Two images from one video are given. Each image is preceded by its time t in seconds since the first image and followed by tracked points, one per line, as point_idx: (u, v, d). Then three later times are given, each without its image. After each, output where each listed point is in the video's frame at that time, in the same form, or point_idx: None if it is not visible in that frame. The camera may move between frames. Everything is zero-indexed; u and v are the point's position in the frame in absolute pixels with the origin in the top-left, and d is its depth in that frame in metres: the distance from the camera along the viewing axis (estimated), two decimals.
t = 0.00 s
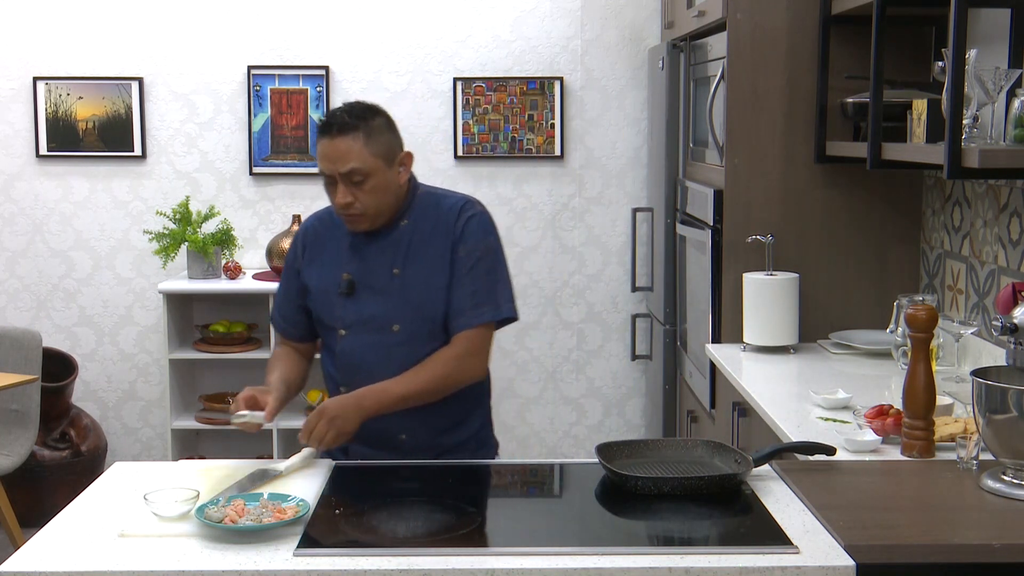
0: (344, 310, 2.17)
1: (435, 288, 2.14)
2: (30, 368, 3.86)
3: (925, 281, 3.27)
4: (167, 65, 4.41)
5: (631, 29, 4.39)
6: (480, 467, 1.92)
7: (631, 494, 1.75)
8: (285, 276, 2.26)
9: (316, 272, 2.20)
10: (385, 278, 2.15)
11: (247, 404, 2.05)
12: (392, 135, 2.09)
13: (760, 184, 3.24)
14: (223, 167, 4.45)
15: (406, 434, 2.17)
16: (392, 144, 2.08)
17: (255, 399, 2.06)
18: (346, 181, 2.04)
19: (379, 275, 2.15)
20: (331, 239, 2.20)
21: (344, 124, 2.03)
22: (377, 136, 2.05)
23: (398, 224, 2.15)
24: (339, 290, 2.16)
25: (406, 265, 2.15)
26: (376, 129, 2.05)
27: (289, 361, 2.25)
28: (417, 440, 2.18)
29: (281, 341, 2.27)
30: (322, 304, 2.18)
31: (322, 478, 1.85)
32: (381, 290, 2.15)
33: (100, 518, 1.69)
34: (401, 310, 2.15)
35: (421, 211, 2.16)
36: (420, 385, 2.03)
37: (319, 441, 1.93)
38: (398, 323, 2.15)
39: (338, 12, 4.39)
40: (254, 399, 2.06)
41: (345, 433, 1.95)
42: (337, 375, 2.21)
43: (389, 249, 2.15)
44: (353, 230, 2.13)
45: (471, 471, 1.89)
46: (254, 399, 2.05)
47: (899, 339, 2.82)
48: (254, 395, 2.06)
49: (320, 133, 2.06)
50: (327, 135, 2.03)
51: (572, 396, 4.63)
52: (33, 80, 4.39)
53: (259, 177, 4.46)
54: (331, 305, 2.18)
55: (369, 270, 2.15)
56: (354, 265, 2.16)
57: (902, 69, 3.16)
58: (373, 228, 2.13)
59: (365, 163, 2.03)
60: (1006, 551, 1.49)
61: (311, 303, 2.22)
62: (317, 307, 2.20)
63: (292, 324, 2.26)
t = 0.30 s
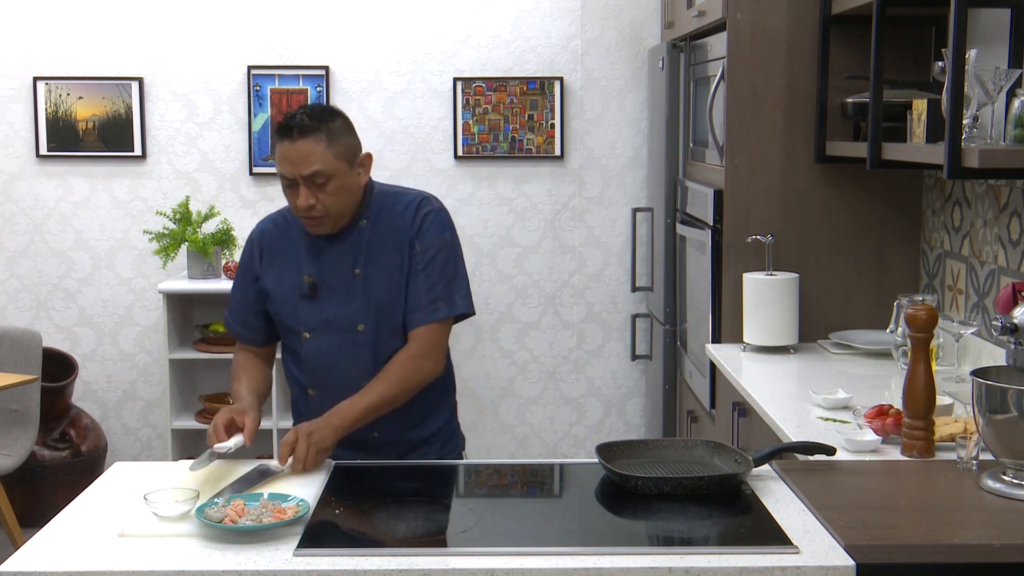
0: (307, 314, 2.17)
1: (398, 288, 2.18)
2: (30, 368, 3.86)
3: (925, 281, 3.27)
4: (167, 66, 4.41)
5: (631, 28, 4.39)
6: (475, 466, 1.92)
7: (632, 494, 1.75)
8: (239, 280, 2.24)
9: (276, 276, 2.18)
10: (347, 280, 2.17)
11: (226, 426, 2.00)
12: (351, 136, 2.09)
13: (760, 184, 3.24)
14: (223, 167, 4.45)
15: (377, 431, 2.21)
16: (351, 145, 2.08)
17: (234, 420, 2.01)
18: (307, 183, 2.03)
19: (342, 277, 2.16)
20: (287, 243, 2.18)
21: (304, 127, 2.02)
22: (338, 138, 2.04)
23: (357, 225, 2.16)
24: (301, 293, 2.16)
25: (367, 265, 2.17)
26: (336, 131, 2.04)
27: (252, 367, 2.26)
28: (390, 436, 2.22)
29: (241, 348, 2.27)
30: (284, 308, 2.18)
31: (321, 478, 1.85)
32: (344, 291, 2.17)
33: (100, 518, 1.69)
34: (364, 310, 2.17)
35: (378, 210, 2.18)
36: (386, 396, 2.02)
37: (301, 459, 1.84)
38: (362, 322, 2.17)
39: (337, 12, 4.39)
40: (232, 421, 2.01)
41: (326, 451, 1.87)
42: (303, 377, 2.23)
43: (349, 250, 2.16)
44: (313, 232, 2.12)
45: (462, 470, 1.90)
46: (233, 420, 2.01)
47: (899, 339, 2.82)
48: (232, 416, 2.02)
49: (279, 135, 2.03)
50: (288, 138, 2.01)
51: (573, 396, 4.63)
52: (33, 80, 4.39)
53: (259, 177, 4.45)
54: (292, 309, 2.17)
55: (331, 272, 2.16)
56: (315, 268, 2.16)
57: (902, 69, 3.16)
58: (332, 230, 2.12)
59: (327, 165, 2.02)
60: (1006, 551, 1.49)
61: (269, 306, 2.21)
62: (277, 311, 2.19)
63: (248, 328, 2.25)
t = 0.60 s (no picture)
0: (306, 313, 2.17)
1: (398, 280, 2.19)
2: (30, 368, 3.86)
3: (925, 281, 3.27)
4: (167, 65, 4.41)
5: (631, 29, 4.39)
6: (475, 466, 1.92)
7: (632, 494, 1.75)
8: (226, 286, 2.22)
9: (270, 278, 2.18)
10: (346, 276, 2.17)
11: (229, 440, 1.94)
12: (345, 130, 2.10)
13: (760, 184, 3.24)
14: (223, 167, 4.45)
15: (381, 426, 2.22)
16: (345, 137, 2.10)
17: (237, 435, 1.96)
18: (305, 175, 2.03)
19: (341, 273, 2.17)
20: (280, 244, 2.18)
21: (301, 120, 2.03)
22: (333, 131, 2.06)
23: (352, 221, 2.17)
24: (298, 292, 2.16)
25: (365, 260, 2.18)
26: (330, 123, 2.06)
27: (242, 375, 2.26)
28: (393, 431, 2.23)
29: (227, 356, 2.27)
30: (281, 309, 2.17)
31: (320, 478, 1.84)
32: (343, 287, 2.17)
33: (100, 518, 1.69)
34: (366, 304, 2.17)
35: (372, 207, 2.20)
36: (425, 382, 2.10)
37: (358, 434, 1.92)
38: (363, 317, 2.18)
39: (338, 12, 4.39)
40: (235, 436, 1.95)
41: (376, 433, 1.97)
42: (303, 378, 2.22)
43: (345, 246, 2.17)
44: (308, 227, 2.11)
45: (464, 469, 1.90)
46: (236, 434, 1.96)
47: (899, 339, 2.82)
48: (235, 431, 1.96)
49: (273, 130, 2.04)
50: (284, 131, 2.02)
51: (573, 396, 4.63)
52: (33, 80, 4.39)
53: (259, 177, 4.45)
54: (290, 309, 2.17)
55: (329, 269, 2.17)
56: (311, 266, 2.16)
57: (902, 69, 3.16)
58: (328, 224, 2.13)
59: (324, 156, 2.03)
60: (1006, 551, 1.49)
61: (263, 309, 2.20)
62: (273, 313, 2.18)
63: (237, 335, 2.24)
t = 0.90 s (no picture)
0: (328, 312, 2.13)
1: (420, 278, 2.18)
2: (30, 368, 3.86)
3: (925, 281, 3.27)
4: (167, 65, 4.41)
5: (631, 29, 4.39)
6: (477, 466, 1.92)
7: (632, 495, 1.75)
8: (236, 287, 2.15)
9: (288, 278, 2.13)
10: (368, 275, 2.14)
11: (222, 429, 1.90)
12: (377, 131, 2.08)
13: (760, 184, 3.24)
14: (223, 167, 4.45)
15: (404, 422, 2.19)
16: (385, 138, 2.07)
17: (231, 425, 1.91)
18: (359, 177, 1.99)
19: (363, 273, 2.14)
20: (297, 244, 2.14)
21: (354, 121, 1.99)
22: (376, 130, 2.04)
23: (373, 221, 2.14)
24: (320, 292, 2.12)
25: (386, 258, 2.15)
26: (377, 124, 2.03)
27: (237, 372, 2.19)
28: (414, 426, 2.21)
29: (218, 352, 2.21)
30: (302, 309, 2.13)
31: (320, 477, 1.84)
32: (365, 286, 2.14)
33: (100, 518, 1.69)
34: (389, 301, 2.15)
35: (390, 206, 2.17)
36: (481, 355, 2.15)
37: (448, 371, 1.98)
38: (387, 315, 2.15)
39: (338, 12, 4.39)
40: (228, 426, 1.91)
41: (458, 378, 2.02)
42: (325, 378, 2.16)
43: (366, 245, 2.14)
44: (349, 227, 2.07)
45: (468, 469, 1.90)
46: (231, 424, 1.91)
47: (899, 339, 2.82)
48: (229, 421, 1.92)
49: (323, 131, 1.98)
50: (339, 132, 1.97)
51: (573, 396, 4.63)
52: (33, 80, 4.39)
53: (259, 177, 4.45)
54: (312, 309, 2.13)
55: (351, 268, 2.14)
56: (332, 265, 2.13)
57: (902, 69, 3.16)
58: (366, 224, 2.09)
59: (377, 155, 2.01)
60: (1006, 552, 1.49)
61: (279, 309, 2.15)
62: (292, 313, 2.14)
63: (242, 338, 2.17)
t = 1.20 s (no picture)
0: (369, 303, 2.03)
1: (464, 277, 2.07)
2: (30, 368, 3.86)
3: (925, 281, 3.27)
4: (167, 65, 4.41)
5: (631, 28, 4.39)
6: (479, 466, 1.91)
7: (632, 494, 1.74)
8: (278, 274, 2.06)
9: (330, 267, 2.04)
10: (412, 271, 2.04)
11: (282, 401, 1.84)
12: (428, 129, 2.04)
13: (760, 184, 3.24)
14: (223, 167, 4.45)
15: (436, 422, 2.05)
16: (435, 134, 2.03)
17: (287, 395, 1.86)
18: (419, 168, 1.95)
19: (406, 268, 2.04)
20: (341, 233, 2.05)
21: (409, 114, 1.96)
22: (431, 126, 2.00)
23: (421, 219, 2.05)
24: (363, 283, 2.02)
25: (431, 255, 2.05)
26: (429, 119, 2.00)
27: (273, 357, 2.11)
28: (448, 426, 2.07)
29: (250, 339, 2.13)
30: (341, 298, 2.03)
31: (320, 478, 1.84)
32: (407, 281, 2.03)
33: (101, 518, 1.69)
34: (430, 298, 2.04)
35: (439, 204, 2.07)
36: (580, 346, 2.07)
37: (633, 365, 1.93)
38: (428, 311, 2.04)
39: (338, 12, 4.39)
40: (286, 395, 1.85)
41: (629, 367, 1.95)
42: (361, 370, 2.04)
43: (411, 241, 2.04)
44: (404, 224, 2.01)
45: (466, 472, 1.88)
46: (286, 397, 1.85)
47: (899, 339, 2.82)
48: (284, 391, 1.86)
49: (380, 124, 1.94)
50: (399, 125, 1.94)
51: (573, 396, 4.63)
52: (33, 80, 4.39)
53: (259, 177, 4.46)
54: (351, 299, 2.03)
55: (395, 261, 2.04)
56: (376, 257, 2.03)
57: (902, 68, 3.15)
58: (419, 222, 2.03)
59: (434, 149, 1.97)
60: (1005, 551, 1.49)
61: (319, 298, 2.05)
62: (332, 303, 2.04)
63: (275, 323, 2.08)
